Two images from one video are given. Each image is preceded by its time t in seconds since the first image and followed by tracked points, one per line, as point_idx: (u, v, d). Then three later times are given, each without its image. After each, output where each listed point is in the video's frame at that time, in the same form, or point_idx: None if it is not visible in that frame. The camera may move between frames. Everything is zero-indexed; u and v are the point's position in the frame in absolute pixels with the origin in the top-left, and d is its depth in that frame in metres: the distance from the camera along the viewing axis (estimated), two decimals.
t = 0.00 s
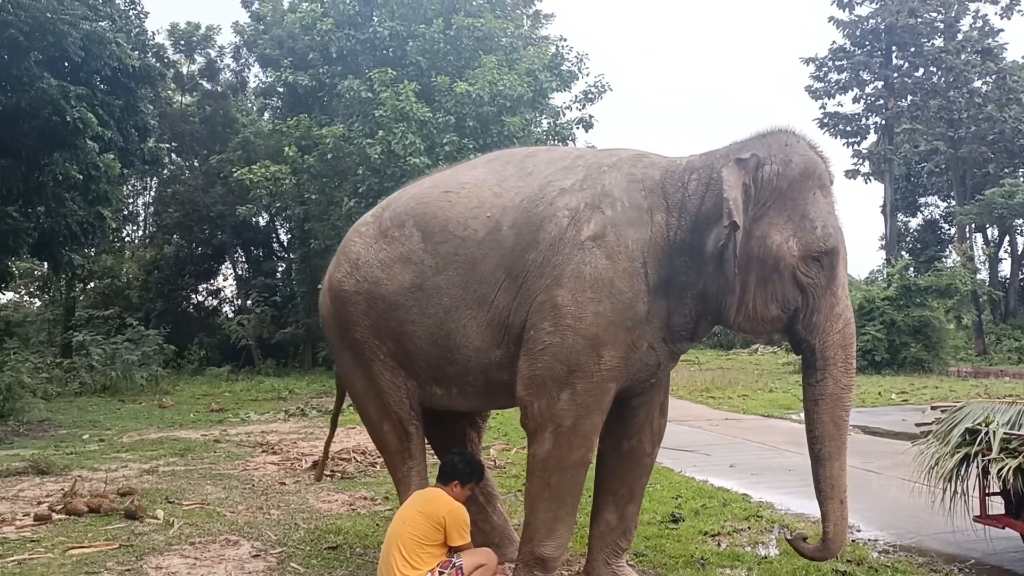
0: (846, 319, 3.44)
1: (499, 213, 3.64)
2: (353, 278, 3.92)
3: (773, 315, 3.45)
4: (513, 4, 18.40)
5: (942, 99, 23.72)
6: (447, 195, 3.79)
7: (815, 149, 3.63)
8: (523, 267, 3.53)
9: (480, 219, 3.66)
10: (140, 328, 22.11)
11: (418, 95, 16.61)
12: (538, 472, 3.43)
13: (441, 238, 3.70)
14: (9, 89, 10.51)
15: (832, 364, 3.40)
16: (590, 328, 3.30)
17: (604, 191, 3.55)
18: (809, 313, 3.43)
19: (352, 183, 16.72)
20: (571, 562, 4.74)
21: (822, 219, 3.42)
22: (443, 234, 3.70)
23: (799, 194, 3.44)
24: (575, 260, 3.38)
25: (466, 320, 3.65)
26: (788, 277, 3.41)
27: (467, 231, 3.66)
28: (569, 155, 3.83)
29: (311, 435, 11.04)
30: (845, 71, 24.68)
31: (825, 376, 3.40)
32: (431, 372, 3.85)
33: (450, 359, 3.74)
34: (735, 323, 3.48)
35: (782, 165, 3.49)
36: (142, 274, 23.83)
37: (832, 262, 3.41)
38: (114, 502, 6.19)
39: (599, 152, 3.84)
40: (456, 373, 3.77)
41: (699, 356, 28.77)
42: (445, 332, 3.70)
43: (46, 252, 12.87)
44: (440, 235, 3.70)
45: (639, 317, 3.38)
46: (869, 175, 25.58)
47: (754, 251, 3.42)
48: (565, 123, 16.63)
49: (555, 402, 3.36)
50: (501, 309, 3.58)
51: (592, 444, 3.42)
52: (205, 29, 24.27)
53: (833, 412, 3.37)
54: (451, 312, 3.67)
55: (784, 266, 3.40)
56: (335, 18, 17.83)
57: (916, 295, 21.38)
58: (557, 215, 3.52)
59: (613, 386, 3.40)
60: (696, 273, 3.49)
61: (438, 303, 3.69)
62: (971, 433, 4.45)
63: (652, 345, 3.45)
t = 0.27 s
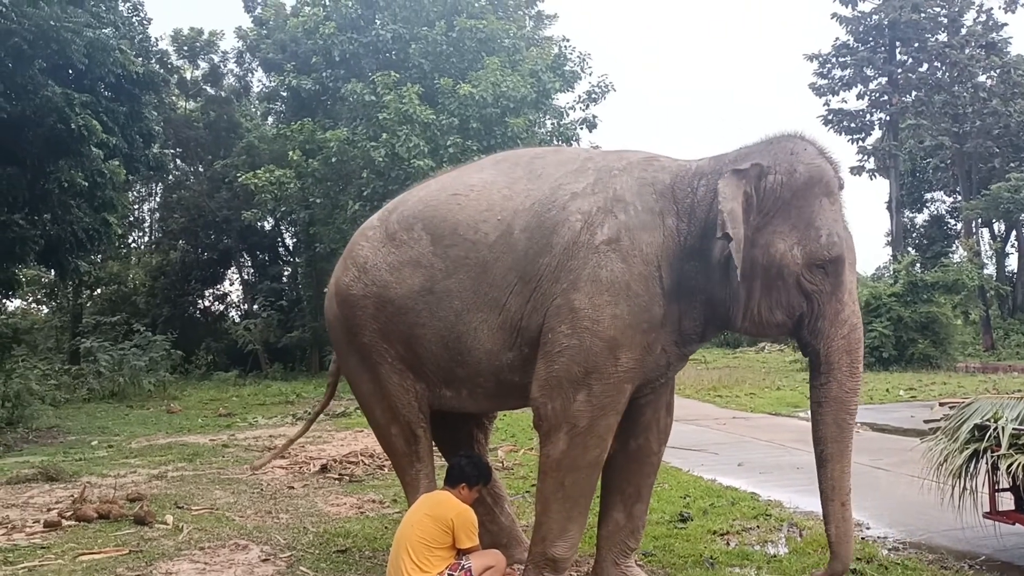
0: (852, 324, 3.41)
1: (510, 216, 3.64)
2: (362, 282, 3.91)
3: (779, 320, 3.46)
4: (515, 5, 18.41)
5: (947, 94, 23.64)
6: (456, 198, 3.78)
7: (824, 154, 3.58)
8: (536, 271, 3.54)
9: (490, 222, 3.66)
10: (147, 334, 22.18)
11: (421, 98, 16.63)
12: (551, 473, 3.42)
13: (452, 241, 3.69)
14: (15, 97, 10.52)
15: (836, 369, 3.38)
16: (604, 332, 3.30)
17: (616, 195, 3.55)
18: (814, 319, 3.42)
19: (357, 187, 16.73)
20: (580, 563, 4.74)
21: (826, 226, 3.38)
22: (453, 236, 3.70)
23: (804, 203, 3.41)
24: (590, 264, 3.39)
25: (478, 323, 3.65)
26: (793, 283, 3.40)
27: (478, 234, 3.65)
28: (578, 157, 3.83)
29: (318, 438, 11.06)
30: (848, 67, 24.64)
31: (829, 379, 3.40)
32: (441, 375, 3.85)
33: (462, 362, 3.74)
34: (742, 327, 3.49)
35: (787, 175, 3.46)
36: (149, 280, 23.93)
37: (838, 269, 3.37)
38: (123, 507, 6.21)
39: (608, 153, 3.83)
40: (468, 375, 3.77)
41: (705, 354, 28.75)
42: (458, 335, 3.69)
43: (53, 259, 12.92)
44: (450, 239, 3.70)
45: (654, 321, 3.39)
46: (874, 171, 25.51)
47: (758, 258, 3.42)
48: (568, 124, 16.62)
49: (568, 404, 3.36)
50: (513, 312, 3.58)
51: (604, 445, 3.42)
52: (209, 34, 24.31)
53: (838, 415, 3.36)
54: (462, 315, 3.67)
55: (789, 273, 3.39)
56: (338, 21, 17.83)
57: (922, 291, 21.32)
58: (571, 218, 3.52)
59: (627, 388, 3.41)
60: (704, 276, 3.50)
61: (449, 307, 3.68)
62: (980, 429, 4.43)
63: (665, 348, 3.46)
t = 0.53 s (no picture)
0: (854, 328, 3.29)
1: (518, 216, 3.65)
2: (369, 283, 3.93)
3: (777, 324, 3.41)
4: (515, 4, 18.39)
5: (949, 88, 23.58)
6: (464, 199, 3.80)
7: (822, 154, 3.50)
8: (544, 271, 3.53)
9: (497, 223, 3.66)
10: (152, 339, 22.19)
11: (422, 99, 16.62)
12: (558, 473, 3.41)
13: (460, 242, 3.70)
14: (16, 104, 10.51)
15: (837, 375, 3.29)
16: (612, 331, 3.30)
17: (622, 194, 3.54)
18: (812, 323, 3.35)
19: (359, 189, 16.74)
20: (587, 563, 4.72)
21: (821, 230, 3.30)
22: (461, 237, 3.71)
23: (795, 207, 3.36)
24: (597, 265, 3.38)
25: (486, 324, 3.65)
26: (789, 287, 3.35)
27: (485, 235, 3.66)
28: (584, 156, 3.81)
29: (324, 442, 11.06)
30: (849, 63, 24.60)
31: (828, 386, 3.32)
32: (449, 376, 3.86)
33: (470, 362, 3.74)
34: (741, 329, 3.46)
35: (774, 179, 3.43)
36: (153, 285, 23.99)
37: (834, 273, 3.28)
38: (130, 513, 6.21)
39: (613, 152, 3.81)
40: (476, 376, 3.77)
41: (711, 353, 28.70)
42: (466, 337, 3.70)
43: (56, 265, 12.92)
44: (459, 240, 3.71)
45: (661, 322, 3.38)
46: (876, 166, 25.48)
47: (749, 262, 3.39)
48: (570, 123, 16.60)
49: (573, 403, 3.35)
50: (521, 312, 3.57)
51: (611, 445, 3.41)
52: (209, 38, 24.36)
53: (842, 422, 3.30)
54: (471, 315, 3.67)
55: (783, 277, 3.34)
56: (339, 24, 17.81)
57: (927, 286, 21.27)
58: (578, 219, 3.52)
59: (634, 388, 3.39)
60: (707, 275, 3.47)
61: (458, 307, 3.69)
62: (988, 424, 4.40)
63: (671, 348, 3.43)
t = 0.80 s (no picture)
0: (845, 327, 3.01)
1: (519, 218, 3.67)
2: (375, 286, 3.98)
3: (763, 325, 3.26)
4: (514, 5, 18.42)
5: (949, 85, 23.55)
6: (467, 203, 3.83)
7: (797, 147, 3.30)
8: (544, 273, 3.53)
9: (498, 226, 3.69)
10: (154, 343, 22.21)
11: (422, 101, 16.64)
12: (559, 473, 3.41)
13: (463, 245, 3.74)
14: (16, 110, 10.49)
15: (829, 376, 3.03)
16: (609, 331, 3.29)
17: (620, 194, 3.52)
18: (798, 323, 3.14)
19: (359, 192, 16.76)
20: (591, 564, 4.73)
21: (792, 229, 3.11)
22: (464, 240, 3.74)
23: (759, 207, 3.21)
24: (595, 265, 3.37)
25: (490, 325, 3.67)
26: (769, 288, 3.18)
27: (488, 238, 3.69)
28: (584, 159, 3.82)
29: (327, 444, 11.07)
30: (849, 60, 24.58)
31: (824, 389, 3.07)
32: (453, 377, 3.88)
33: (474, 363, 3.75)
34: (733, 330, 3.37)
35: (738, 178, 3.32)
36: (155, 289, 23.98)
37: (811, 270, 3.06)
38: (134, 518, 6.22)
39: (612, 154, 3.80)
40: (481, 377, 3.78)
41: (713, 351, 28.69)
42: (469, 338, 3.73)
43: (58, 270, 12.93)
44: (462, 243, 3.74)
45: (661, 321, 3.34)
46: (877, 163, 25.46)
47: (722, 264, 3.27)
48: (570, 123, 16.60)
49: (572, 403, 3.35)
50: (523, 314, 3.58)
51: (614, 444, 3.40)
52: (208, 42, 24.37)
53: (843, 426, 3.03)
54: (474, 317, 3.70)
55: (760, 278, 3.18)
56: (338, 26, 17.80)
57: (929, 283, 21.26)
58: (576, 220, 3.52)
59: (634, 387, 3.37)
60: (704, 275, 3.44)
61: (460, 309, 3.72)
62: (990, 421, 4.40)
63: (669, 348, 3.40)
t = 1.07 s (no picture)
0: (817, 314, 2.79)
1: (515, 221, 3.65)
2: (379, 287, 4.01)
3: (739, 318, 3.14)
4: (514, 5, 18.41)
5: (949, 83, 23.53)
6: (466, 206, 3.83)
7: (760, 133, 3.18)
8: (538, 274, 3.52)
9: (496, 228, 3.68)
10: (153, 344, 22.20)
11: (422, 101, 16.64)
12: (555, 474, 3.39)
13: (463, 248, 3.74)
14: (15, 111, 10.48)
15: (803, 366, 2.82)
16: (599, 330, 3.26)
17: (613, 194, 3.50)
18: (772, 314, 2.98)
19: (359, 192, 16.75)
20: (591, 564, 4.72)
21: (752, 216, 2.99)
22: (463, 244, 3.75)
23: (719, 197, 3.12)
24: (585, 264, 3.34)
25: (489, 326, 3.66)
26: (739, 280, 3.07)
27: (485, 241, 3.69)
28: (581, 159, 3.79)
29: (327, 445, 11.06)
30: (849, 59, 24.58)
31: (801, 382, 2.85)
32: (456, 376, 3.89)
33: (475, 364, 3.75)
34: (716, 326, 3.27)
35: (696, 169, 3.24)
36: (154, 290, 23.97)
37: (775, 257, 2.90)
38: (133, 519, 6.21)
39: (611, 153, 3.78)
40: (483, 377, 3.77)
41: (714, 351, 28.68)
42: (469, 338, 3.73)
43: (58, 270, 12.93)
44: (462, 245, 3.75)
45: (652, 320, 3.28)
46: (877, 162, 25.45)
47: (692, 257, 3.20)
48: (571, 123, 16.59)
49: (566, 404, 3.33)
50: (520, 314, 3.56)
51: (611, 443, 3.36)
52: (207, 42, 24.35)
53: (820, 421, 2.78)
54: (473, 319, 3.70)
55: (729, 270, 3.07)
56: (337, 26, 17.77)
57: (929, 282, 21.26)
58: (567, 220, 3.50)
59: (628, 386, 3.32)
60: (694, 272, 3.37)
61: (460, 311, 3.73)
62: (990, 420, 4.40)
63: (663, 346, 3.34)
